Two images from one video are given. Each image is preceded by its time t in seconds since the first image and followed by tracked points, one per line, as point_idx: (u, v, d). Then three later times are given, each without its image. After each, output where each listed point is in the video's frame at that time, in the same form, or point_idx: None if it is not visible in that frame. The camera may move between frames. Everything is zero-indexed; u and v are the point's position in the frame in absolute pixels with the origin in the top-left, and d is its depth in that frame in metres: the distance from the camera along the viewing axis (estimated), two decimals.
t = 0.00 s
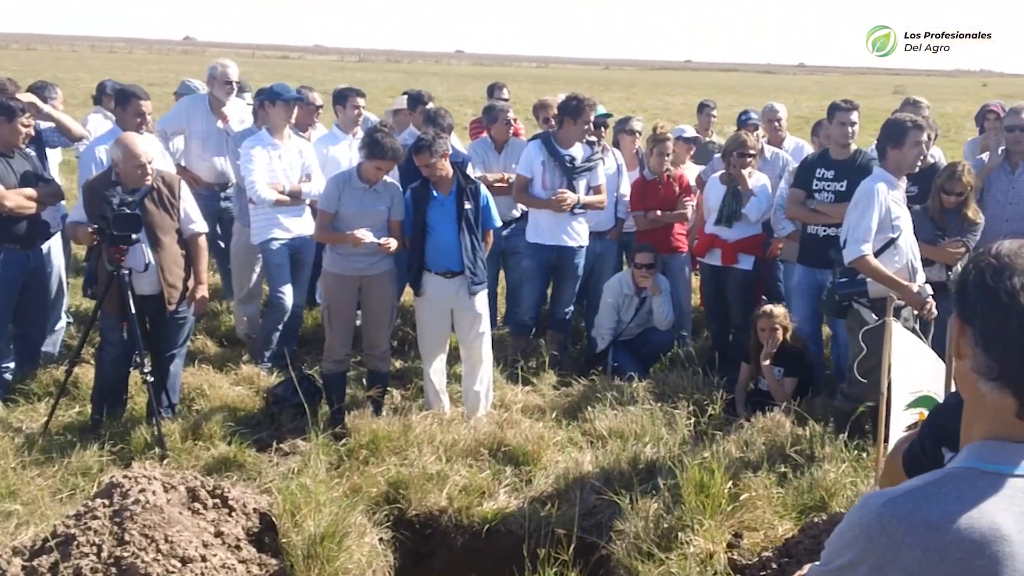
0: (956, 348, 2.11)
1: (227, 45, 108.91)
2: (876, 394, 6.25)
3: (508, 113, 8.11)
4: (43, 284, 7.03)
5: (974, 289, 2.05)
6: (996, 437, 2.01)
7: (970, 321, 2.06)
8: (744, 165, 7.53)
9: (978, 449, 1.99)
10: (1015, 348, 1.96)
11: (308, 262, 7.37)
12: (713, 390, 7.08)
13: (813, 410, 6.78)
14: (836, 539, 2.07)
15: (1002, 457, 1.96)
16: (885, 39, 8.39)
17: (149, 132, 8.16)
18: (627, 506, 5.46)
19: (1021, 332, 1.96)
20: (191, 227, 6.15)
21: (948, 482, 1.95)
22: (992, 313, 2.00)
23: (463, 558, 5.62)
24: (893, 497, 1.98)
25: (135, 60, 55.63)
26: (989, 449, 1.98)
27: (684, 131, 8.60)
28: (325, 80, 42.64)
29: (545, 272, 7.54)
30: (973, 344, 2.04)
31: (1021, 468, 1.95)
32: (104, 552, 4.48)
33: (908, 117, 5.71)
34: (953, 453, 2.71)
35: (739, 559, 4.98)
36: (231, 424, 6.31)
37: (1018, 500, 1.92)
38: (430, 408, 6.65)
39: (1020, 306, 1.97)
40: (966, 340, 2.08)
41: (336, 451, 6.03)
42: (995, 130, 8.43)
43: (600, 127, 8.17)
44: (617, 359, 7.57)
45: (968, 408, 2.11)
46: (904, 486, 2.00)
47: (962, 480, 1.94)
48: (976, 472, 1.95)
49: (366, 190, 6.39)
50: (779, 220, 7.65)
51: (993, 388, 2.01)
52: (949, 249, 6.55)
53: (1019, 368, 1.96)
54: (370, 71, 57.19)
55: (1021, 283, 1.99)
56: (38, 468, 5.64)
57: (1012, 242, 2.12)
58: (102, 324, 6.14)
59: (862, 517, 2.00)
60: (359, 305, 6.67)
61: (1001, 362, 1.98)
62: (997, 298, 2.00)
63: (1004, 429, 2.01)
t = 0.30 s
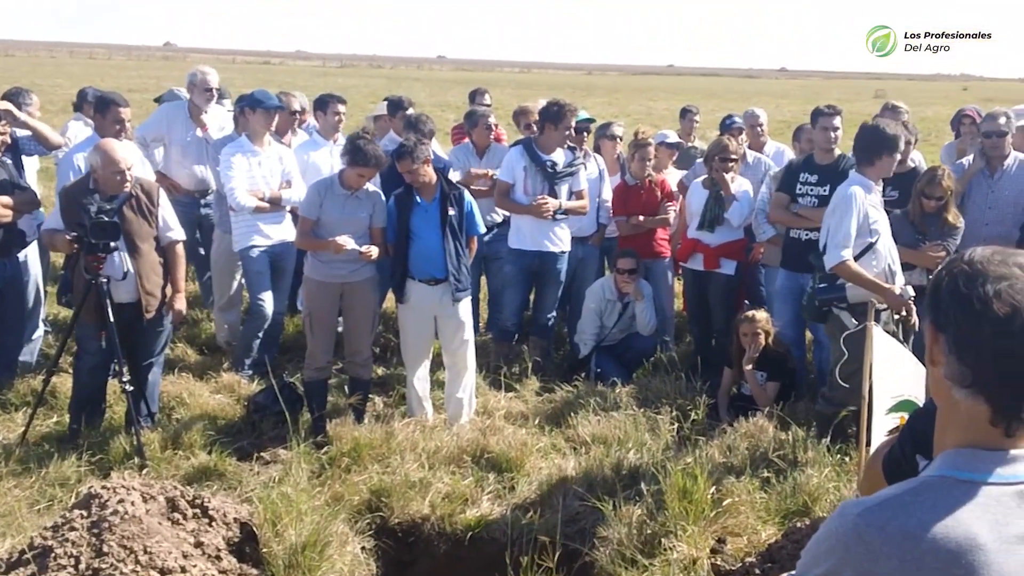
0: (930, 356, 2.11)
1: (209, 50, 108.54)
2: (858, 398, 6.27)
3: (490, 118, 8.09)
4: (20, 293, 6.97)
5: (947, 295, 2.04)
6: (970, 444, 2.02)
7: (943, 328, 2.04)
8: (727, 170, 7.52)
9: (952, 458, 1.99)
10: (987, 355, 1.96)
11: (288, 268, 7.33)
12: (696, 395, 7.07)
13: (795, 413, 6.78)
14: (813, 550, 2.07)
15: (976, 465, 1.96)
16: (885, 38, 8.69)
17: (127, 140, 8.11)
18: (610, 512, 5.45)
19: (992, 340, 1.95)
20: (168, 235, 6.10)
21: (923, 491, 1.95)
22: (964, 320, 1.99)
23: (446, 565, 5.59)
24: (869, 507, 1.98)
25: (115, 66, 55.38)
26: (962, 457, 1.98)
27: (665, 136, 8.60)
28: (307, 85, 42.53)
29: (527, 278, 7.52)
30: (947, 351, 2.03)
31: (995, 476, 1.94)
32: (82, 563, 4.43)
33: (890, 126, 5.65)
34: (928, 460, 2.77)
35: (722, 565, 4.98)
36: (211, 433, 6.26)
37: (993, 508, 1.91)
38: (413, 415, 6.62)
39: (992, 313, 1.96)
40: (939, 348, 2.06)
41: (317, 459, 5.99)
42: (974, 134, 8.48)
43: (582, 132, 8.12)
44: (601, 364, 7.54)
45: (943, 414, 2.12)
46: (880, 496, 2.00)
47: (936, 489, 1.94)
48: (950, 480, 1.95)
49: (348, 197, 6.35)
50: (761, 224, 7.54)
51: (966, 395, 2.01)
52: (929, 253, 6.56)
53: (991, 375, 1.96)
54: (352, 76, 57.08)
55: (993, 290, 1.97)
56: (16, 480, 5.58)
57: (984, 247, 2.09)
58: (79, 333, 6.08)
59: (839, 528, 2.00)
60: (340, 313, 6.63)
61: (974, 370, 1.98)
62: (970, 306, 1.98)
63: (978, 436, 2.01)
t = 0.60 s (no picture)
0: (903, 360, 2.11)
1: (193, 52, 108.13)
2: (840, 401, 6.31)
3: (472, 120, 8.08)
4: None
5: (918, 299, 2.05)
6: (944, 447, 2.01)
7: (915, 331, 2.05)
8: (710, 171, 7.56)
9: (927, 461, 1.99)
10: (958, 358, 1.96)
11: (271, 272, 7.30)
12: (680, 397, 7.07)
13: (779, 415, 6.70)
14: (790, 557, 2.06)
15: (950, 468, 1.96)
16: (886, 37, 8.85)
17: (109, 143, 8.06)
18: (594, 515, 5.44)
19: (962, 343, 1.95)
20: (151, 238, 6.06)
21: (899, 496, 1.95)
22: (935, 323, 1.99)
23: (430, 570, 5.56)
24: (845, 514, 1.97)
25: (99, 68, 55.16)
26: (937, 460, 1.97)
27: (650, 138, 8.59)
28: (292, 87, 42.39)
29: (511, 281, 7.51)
30: (918, 355, 2.04)
31: (969, 479, 1.94)
32: (62, 571, 4.40)
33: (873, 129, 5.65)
34: (901, 464, 2.82)
35: (706, 568, 5.00)
36: (193, 438, 6.23)
37: (967, 511, 1.91)
38: (397, 418, 6.59)
39: (962, 317, 1.96)
40: (911, 352, 2.08)
41: (300, 464, 5.96)
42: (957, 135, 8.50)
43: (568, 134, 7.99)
44: (585, 368, 7.56)
45: (916, 422, 2.10)
46: (855, 502, 2.00)
47: (911, 493, 1.94)
48: (925, 485, 1.95)
49: (331, 200, 6.32)
50: (745, 226, 7.60)
51: (939, 399, 2.01)
52: (911, 254, 6.57)
53: (962, 379, 1.97)
54: (336, 77, 56.91)
55: (963, 294, 1.98)
56: None
57: (954, 252, 2.10)
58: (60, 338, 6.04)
59: (815, 535, 1.99)
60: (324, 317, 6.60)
61: (946, 373, 1.99)
62: (941, 310, 1.99)
63: (952, 440, 2.01)
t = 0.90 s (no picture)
0: (879, 364, 2.11)
1: (177, 52, 107.74)
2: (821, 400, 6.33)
3: (454, 120, 8.06)
4: None
5: (893, 303, 2.05)
6: (922, 451, 2.01)
7: (891, 334, 2.06)
8: (693, 172, 7.57)
9: (905, 465, 1.98)
10: (933, 362, 1.97)
11: (254, 273, 7.28)
12: (664, 396, 7.07)
13: (762, 414, 6.70)
14: (769, 562, 2.06)
15: (929, 471, 1.95)
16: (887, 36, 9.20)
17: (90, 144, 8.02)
18: (577, 515, 5.44)
19: (937, 346, 1.97)
20: (134, 241, 6.03)
21: (876, 500, 1.95)
22: (910, 328, 2.00)
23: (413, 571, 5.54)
24: (822, 517, 1.98)
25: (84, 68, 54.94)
26: (916, 463, 1.97)
27: (634, 138, 8.57)
28: (278, 86, 42.26)
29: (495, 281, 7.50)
30: (895, 358, 2.05)
31: (947, 482, 1.94)
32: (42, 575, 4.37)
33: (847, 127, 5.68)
34: (879, 469, 2.82)
35: (689, 568, 5.01)
36: (175, 441, 6.20)
37: (944, 514, 1.91)
38: (381, 419, 6.57)
39: (935, 321, 1.97)
40: (887, 356, 2.08)
41: (283, 466, 5.94)
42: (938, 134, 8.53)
43: (552, 135, 7.89)
44: (569, 367, 7.54)
45: (894, 423, 2.11)
46: (833, 506, 2.00)
47: (889, 497, 1.94)
48: (903, 488, 1.95)
49: (314, 201, 6.30)
50: (729, 225, 7.59)
51: (915, 402, 2.01)
52: (892, 253, 6.60)
53: (937, 383, 1.98)
54: (323, 76, 56.77)
55: (937, 298, 1.99)
56: None
57: (928, 257, 2.11)
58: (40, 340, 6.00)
59: (793, 539, 1.99)
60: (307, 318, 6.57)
61: (921, 377, 1.99)
62: (915, 313, 2.00)
63: (929, 442, 2.01)
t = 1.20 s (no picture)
0: (873, 358, 2.14)
1: (162, 49, 107.31)
2: (800, 396, 6.35)
3: (435, 118, 8.04)
4: None
5: (890, 300, 2.08)
6: (899, 452, 2.02)
7: (883, 330, 2.08)
8: (674, 169, 7.59)
9: (881, 466, 2.00)
10: (913, 361, 1.99)
11: (234, 272, 7.24)
12: (646, 394, 7.05)
13: (744, 411, 6.69)
14: (744, 559, 2.08)
15: (906, 473, 1.97)
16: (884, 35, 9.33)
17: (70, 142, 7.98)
18: (558, 513, 5.45)
19: (919, 345, 1.98)
20: (115, 242, 5.99)
21: (853, 501, 1.96)
22: (898, 324, 2.03)
23: (394, 570, 5.54)
24: (799, 517, 1.99)
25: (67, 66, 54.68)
26: (893, 466, 1.98)
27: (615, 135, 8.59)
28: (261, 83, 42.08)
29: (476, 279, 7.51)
30: (883, 353, 2.07)
31: (924, 486, 1.96)
32: None
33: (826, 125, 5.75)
34: (853, 467, 2.83)
35: (670, 564, 5.03)
36: (155, 441, 6.19)
37: (921, 517, 1.94)
38: (363, 418, 6.56)
39: (923, 321, 1.99)
40: (879, 349, 2.10)
41: (263, 466, 5.92)
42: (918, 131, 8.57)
43: (531, 132, 7.87)
44: (551, 364, 7.54)
45: (876, 421, 2.12)
46: (810, 505, 2.01)
47: (866, 498, 1.96)
48: (879, 490, 1.96)
49: (294, 200, 6.28)
50: (711, 222, 7.59)
51: (895, 399, 2.03)
52: (873, 250, 6.64)
53: (915, 381, 1.99)
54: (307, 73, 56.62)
55: (930, 300, 2.00)
56: None
57: (939, 260, 2.13)
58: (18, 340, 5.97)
59: (770, 538, 2.01)
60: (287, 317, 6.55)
61: (901, 374, 2.01)
62: (906, 312, 2.03)
63: (907, 444, 2.02)
